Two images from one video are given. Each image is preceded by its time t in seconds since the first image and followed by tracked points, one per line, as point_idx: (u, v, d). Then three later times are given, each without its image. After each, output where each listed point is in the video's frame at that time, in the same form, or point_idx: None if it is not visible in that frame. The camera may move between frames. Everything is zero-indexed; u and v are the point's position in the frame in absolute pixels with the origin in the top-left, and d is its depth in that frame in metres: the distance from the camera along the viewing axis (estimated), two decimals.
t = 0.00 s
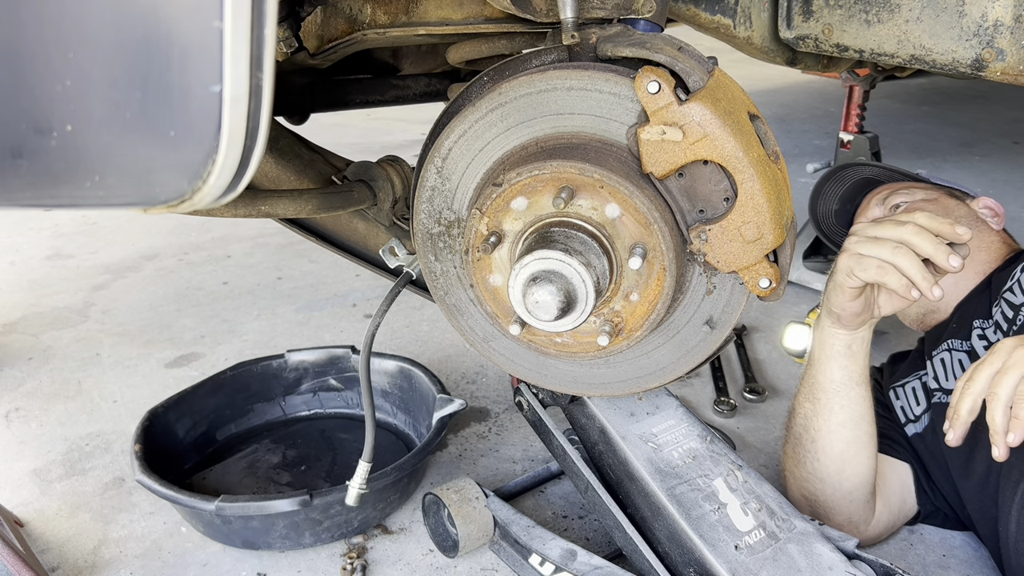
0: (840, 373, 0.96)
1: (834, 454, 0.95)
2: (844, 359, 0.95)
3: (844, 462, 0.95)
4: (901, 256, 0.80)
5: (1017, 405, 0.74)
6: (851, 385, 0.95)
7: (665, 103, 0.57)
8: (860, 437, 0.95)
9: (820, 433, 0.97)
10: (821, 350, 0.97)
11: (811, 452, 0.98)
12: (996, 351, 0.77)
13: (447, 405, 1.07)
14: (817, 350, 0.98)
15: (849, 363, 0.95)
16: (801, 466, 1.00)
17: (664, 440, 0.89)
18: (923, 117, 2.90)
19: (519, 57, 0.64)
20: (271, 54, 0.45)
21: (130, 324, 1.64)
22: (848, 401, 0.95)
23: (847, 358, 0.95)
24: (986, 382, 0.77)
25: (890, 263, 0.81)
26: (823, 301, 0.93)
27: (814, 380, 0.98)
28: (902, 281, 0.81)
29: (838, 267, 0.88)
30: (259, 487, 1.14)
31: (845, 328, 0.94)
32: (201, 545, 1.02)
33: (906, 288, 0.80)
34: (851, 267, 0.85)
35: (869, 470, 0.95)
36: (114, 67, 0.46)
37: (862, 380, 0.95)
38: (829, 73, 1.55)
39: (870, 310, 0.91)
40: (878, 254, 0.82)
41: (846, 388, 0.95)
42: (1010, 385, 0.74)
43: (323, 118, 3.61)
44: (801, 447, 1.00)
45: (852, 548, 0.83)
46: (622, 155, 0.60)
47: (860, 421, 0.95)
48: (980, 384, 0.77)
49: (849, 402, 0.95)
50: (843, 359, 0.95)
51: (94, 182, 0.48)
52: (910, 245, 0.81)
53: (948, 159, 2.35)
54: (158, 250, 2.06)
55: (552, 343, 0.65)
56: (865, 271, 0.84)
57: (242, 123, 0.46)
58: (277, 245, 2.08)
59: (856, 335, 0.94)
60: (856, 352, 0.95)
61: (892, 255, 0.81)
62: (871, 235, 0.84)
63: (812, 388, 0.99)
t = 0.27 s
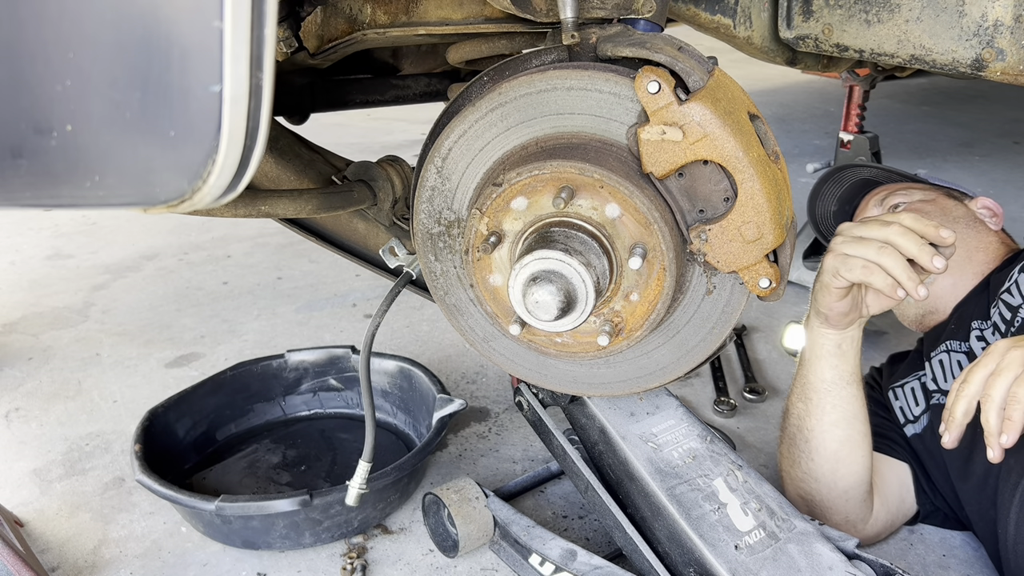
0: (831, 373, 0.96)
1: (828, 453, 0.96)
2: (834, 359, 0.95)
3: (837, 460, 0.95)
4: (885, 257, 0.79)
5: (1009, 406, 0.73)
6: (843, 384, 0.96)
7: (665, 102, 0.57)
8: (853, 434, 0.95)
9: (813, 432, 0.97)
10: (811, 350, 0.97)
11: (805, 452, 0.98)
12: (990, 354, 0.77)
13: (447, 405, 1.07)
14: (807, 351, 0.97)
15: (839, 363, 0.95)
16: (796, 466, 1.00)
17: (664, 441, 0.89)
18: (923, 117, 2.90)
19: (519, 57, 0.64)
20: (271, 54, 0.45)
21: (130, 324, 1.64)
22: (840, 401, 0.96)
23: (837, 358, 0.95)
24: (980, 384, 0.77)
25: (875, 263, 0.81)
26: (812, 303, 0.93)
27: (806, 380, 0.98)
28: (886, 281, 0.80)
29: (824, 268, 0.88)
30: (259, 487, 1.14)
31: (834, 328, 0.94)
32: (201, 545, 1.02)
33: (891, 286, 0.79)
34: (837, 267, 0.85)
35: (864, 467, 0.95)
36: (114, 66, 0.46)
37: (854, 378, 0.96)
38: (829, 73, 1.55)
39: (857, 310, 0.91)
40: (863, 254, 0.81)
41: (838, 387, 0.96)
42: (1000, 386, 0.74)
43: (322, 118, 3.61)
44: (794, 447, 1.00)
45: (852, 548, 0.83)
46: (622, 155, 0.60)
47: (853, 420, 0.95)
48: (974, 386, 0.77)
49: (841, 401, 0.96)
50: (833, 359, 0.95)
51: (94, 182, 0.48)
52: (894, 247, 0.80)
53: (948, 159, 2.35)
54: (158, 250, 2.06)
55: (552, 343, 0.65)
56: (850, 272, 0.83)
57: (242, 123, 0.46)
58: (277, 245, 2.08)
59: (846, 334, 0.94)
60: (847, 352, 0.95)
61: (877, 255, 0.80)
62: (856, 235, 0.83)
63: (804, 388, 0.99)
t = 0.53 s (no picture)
0: (823, 371, 0.96)
1: (823, 451, 0.96)
2: (826, 357, 0.95)
3: (832, 458, 0.95)
4: (874, 254, 0.78)
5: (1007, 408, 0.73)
6: (835, 382, 0.95)
7: (665, 102, 0.57)
8: (847, 432, 0.95)
9: (807, 430, 0.97)
10: (802, 349, 0.97)
11: (799, 451, 0.98)
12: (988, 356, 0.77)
13: (447, 405, 1.07)
14: (799, 350, 0.98)
15: (831, 360, 0.95)
16: (792, 465, 1.00)
17: (663, 441, 0.89)
18: (923, 116, 2.90)
19: (519, 57, 0.64)
20: (271, 54, 0.45)
21: (130, 324, 1.64)
22: (833, 398, 0.96)
23: (829, 355, 0.95)
24: (977, 387, 0.77)
25: (864, 260, 0.80)
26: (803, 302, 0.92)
27: (799, 379, 0.98)
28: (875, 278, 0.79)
29: (814, 266, 0.87)
30: (259, 487, 1.14)
31: (824, 326, 0.94)
32: (201, 545, 1.02)
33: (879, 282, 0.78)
34: (826, 265, 0.84)
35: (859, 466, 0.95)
36: (114, 66, 0.46)
37: (846, 376, 0.95)
38: (829, 73, 1.55)
39: (847, 306, 0.91)
40: (851, 251, 0.80)
41: (831, 385, 0.96)
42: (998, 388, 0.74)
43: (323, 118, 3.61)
44: (790, 446, 1.00)
45: (852, 548, 0.82)
46: (622, 154, 0.60)
47: (846, 418, 0.95)
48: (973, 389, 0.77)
49: (834, 399, 0.96)
50: (824, 357, 0.95)
51: (94, 182, 0.48)
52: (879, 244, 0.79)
53: (949, 159, 2.35)
54: (158, 250, 2.06)
55: (552, 343, 0.65)
56: (839, 269, 0.82)
57: (243, 123, 0.46)
58: (277, 245, 2.08)
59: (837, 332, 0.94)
60: (837, 349, 0.95)
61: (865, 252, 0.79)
62: (844, 232, 0.82)
63: (797, 387, 0.99)
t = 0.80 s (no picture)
0: (823, 370, 0.96)
1: (822, 451, 0.96)
2: (825, 356, 0.95)
3: (831, 457, 0.95)
4: (873, 254, 0.78)
5: (1007, 409, 0.73)
6: (835, 382, 0.96)
7: (665, 103, 0.56)
8: (846, 432, 0.95)
9: (807, 430, 0.97)
10: (803, 349, 0.97)
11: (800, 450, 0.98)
12: (986, 356, 0.77)
13: (447, 405, 1.07)
14: (798, 350, 0.98)
15: (830, 359, 0.95)
16: (792, 464, 1.00)
17: (664, 441, 0.89)
18: (923, 116, 2.90)
19: (519, 57, 0.64)
20: (271, 54, 0.45)
21: (130, 324, 1.64)
22: (832, 398, 0.96)
23: (828, 355, 0.95)
24: (977, 388, 0.77)
25: (863, 260, 0.80)
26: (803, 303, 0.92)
27: (798, 379, 0.98)
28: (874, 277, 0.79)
29: (812, 266, 0.87)
30: (259, 487, 1.14)
31: (823, 326, 0.94)
32: (201, 545, 1.02)
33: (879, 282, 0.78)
34: (825, 264, 0.84)
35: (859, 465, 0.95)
36: (113, 66, 0.46)
37: (845, 374, 0.96)
38: (829, 74, 1.55)
39: (846, 306, 0.91)
40: (850, 251, 0.80)
41: (830, 384, 0.96)
42: (996, 389, 0.74)
43: (323, 118, 3.61)
44: (790, 445, 1.00)
45: (852, 548, 0.82)
46: (622, 154, 0.60)
47: (846, 417, 0.95)
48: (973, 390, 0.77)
49: (834, 398, 0.96)
50: (824, 356, 0.95)
51: (94, 182, 0.48)
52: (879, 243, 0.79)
53: (948, 159, 2.35)
54: (158, 250, 2.06)
55: (552, 343, 0.65)
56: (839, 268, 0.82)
57: (243, 123, 0.46)
58: (277, 245, 2.08)
59: (837, 332, 0.94)
60: (837, 349, 0.95)
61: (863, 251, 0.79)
62: (843, 232, 0.82)
63: (796, 387, 0.99)
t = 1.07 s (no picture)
0: (796, 388, 0.97)
1: (818, 463, 0.96)
2: (794, 373, 0.97)
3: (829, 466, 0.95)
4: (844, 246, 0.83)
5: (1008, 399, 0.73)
6: (811, 396, 0.97)
7: (665, 103, 0.56)
8: (836, 439, 0.95)
9: (798, 446, 0.97)
10: (771, 373, 0.98)
11: (798, 467, 0.98)
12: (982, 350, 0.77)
13: (447, 405, 1.07)
14: (766, 375, 0.99)
15: (800, 376, 0.97)
16: (795, 481, 1.00)
17: (664, 440, 0.89)
18: (924, 116, 2.90)
19: (519, 57, 0.64)
20: (271, 54, 0.45)
21: (130, 324, 1.64)
22: (811, 413, 0.97)
23: (797, 372, 0.97)
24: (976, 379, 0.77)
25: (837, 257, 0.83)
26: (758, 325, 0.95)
27: (774, 404, 0.99)
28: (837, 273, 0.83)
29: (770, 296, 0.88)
30: (259, 487, 1.14)
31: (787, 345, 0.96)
32: (201, 545, 1.02)
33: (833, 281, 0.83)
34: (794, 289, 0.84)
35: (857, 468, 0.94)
36: (114, 66, 0.46)
37: (818, 386, 0.97)
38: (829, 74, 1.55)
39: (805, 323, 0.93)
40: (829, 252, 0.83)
41: (806, 400, 0.97)
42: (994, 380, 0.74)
43: (323, 118, 3.61)
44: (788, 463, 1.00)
45: (852, 548, 0.83)
46: (622, 155, 0.60)
47: (831, 428, 0.96)
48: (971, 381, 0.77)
49: (813, 412, 0.96)
50: (794, 374, 0.97)
51: (94, 182, 0.48)
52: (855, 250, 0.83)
53: (948, 159, 2.35)
54: (158, 250, 2.06)
55: (552, 343, 0.65)
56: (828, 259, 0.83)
57: (243, 123, 0.46)
58: (277, 245, 2.08)
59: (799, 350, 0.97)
60: (803, 364, 0.97)
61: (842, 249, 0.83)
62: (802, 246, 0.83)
63: (773, 410, 0.99)
